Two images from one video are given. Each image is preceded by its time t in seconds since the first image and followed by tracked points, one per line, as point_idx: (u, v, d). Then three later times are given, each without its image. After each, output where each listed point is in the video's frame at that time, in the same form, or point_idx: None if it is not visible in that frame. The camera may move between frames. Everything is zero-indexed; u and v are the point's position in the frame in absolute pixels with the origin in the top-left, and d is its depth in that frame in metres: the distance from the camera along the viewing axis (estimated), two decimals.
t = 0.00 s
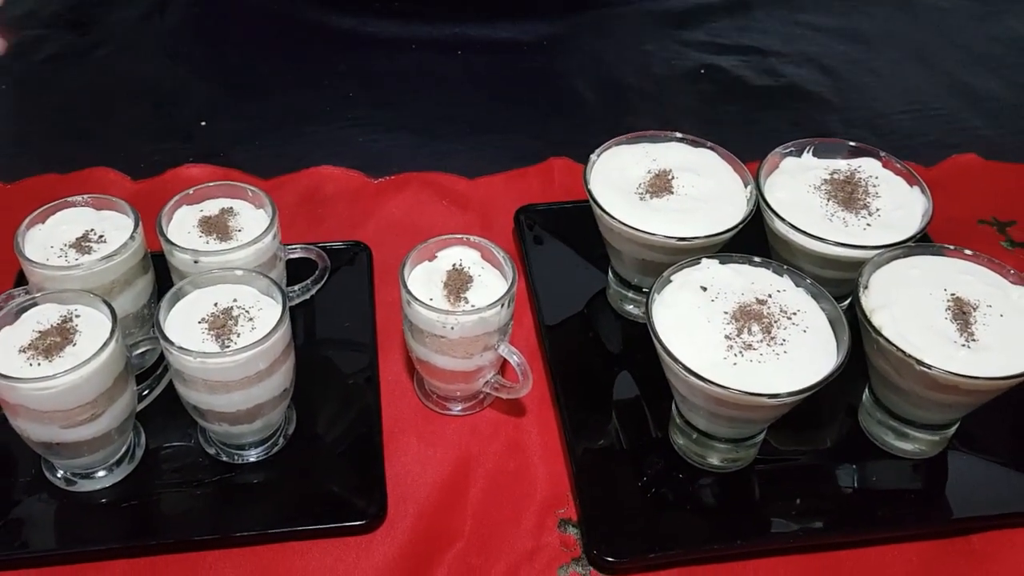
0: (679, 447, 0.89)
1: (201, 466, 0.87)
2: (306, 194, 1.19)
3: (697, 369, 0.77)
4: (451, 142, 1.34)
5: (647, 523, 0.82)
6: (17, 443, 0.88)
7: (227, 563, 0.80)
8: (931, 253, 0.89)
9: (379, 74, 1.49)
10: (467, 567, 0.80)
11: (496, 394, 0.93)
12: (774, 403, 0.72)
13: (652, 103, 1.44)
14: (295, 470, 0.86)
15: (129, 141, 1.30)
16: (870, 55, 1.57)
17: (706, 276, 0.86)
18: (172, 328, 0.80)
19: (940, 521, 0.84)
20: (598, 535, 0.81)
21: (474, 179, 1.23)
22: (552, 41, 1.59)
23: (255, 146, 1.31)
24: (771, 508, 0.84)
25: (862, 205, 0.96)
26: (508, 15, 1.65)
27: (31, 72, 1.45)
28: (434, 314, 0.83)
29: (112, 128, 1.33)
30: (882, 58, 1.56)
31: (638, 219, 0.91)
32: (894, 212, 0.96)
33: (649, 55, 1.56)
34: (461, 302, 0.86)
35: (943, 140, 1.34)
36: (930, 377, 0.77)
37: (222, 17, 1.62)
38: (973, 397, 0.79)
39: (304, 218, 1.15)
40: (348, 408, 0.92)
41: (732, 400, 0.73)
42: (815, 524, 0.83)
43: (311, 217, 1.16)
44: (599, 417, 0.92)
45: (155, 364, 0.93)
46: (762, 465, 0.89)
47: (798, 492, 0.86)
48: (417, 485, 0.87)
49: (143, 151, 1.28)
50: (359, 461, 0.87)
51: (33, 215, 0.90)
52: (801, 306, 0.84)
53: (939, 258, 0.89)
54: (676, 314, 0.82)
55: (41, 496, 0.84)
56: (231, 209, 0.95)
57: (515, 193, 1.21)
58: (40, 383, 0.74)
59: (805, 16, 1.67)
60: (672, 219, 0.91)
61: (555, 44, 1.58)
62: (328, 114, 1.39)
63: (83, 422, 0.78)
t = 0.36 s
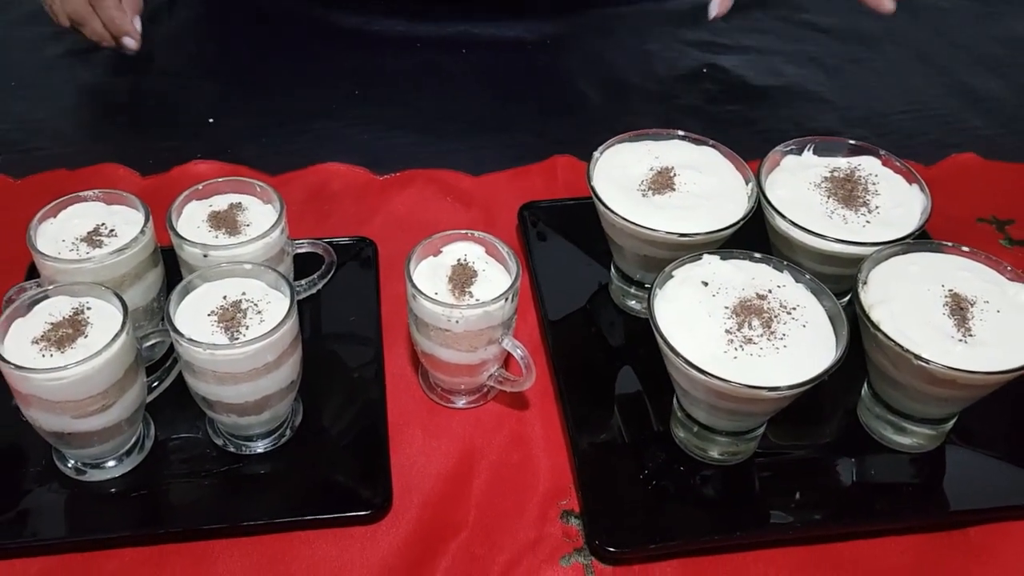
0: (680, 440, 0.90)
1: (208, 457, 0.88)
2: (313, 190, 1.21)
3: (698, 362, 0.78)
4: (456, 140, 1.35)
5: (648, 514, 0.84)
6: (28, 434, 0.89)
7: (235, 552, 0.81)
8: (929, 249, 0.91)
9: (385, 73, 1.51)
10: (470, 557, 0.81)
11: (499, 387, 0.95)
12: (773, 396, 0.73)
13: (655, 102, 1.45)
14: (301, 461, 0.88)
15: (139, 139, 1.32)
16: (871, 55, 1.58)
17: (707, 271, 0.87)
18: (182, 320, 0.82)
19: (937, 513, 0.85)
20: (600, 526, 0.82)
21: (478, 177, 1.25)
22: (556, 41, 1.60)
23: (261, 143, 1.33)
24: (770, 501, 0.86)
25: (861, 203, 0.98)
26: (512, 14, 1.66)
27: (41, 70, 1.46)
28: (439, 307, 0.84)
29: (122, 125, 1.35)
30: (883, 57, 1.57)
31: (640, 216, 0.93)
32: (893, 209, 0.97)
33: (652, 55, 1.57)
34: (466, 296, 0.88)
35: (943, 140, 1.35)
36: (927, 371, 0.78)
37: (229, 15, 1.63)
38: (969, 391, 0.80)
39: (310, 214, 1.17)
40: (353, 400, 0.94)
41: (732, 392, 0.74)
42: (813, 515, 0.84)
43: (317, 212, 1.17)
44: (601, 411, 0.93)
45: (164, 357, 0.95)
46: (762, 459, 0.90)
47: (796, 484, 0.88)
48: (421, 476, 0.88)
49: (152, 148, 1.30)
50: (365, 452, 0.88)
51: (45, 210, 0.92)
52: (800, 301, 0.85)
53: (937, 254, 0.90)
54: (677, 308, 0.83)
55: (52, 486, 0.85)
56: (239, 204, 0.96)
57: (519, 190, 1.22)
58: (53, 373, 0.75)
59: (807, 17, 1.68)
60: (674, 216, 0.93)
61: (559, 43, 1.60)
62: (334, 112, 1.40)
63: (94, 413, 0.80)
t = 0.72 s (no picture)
0: (678, 439, 0.92)
1: (213, 454, 0.90)
2: (316, 191, 1.22)
3: (696, 361, 0.79)
4: (458, 142, 1.37)
5: (646, 511, 0.85)
6: (36, 431, 0.91)
7: (239, 546, 0.83)
8: (924, 251, 0.92)
9: (388, 76, 1.52)
10: (471, 552, 0.83)
11: (500, 386, 0.96)
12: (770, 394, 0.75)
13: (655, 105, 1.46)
14: (305, 458, 0.89)
15: (145, 140, 1.33)
16: (870, 59, 1.59)
17: (706, 273, 0.89)
18: (189, 318, 0.83)
19: (932, 511, 0.86)
20: (599, 523, 0.83)
21: (480, 178, 1.26)
22: (557, 44, 1.62)
23: (265, 145, 1.34)
24: (768, 499, 0.87)
25: (858, 205, 0.99)
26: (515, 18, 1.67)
27: (47, 73, 1.48)
28: (441, 307, 0.86)
29: (130, 126, 1.36)
30: (881, 61, 1.59)
31: (640, 218, 0.94)
32: (889, 212, 0.99)
33: (652, 58, 1.59)
34: (468, 296, 0.89)
35: (940, 144, 1.37)
36: (922, 371, 0.80)
37: (234, 18, 1.65)
38: (963, 391, 0.81)
39: (313, 214, 1.18)
40: (356, 398, 0.95)
41: (729, 391, 0.76)
42: (809, 513, 0.86)
43: (321, 213, 1.19)
44: (600, 410, 0.95)
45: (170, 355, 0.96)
46: (758, 457, 0.91)
47: (793, 482, 0.89)
48: (423, 473, 0.90)
49: (157, 150, 1.31)
50: (368, 449, 0.90)
51: (53, 210, 0.93)
52: (797, 302, 0.86)
53: (932, 256, 0.92)
54: (676, 308, 0.84)
55: (59, 481, 0.86)
56: (245, 205, 0.98)
57: (520, 192, 1.23)
58: (62, 369, 0.76)
59: (806, 21, 1.69)
60: (673, 218, 0.94)
61: (560, 46, 1.61)
62: (338, 115, 1.42)
63: (102, 409, 0.81)
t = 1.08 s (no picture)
0: (676, 446, 0.92)
1: (215, 459, 0.90)
2: (319, 201, 1.23)
3: (693, 369, 0.80)
4: (460, 153, 1.38)
5: (645, 518, 0.85)
6: (40, 435, 0.92)
7: (241, 551, 0.83)
8: (920, 261, 0.93)
9: (391, 88, 1.54)
10: (471, 558, 0.83)
11: (500, 394, 0.97)
12: (766, 401, 0.76)
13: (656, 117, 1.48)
14: (306, 464, 0.90)
15: (150, 150, 1.35)
16: (869, 72, 1.61)
17: (703, 281, 0.90)
18: (192, 325, 0.84)
19: (928, 519, 0.87)
20: (598, 529, 0.84)
21: (481, 189, 1.27)
22: (558, 56, 1.64)
23: (268, 156, 1.35)
24: (765, 507, 0.87)
25: (854, 216, 1.00)
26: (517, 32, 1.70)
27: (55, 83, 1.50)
28: (441, 314, 0.87)
29: (135, 136, 1.38)
30: (880, 74, 1.60)
31: (638, 227, 0.95)
32: (886, 222, 1.00)
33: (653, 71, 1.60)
34: (468, 304, 0.90)
35: (938, 156, 1.38)
36: (917, 379, 0.80)
37: (240, 30, 1.67)
38: (959, 399, 0.82)
39: (316, 224, 1.20)
40: (357, 405, 0.96)
41: (726, 398, 0.76)
42: (806, 521, 0.86)
43: (324, 223, 1.20)
44: (599, 417, 0.95)
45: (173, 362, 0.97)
46: (756, 465, 0.92)
47: (790, 490, 0.89)
48: (423, 479, 0.90)
49: (161, 160, 1.32)
50: (368, 456, 0.90)
51: (59, 218, 0.94)
52: (794, 310, 0.87)
53: (928, 266, 0.93)
54: (673, 316, 0.85)
55: (62, 486, 0.87)
56: (248, 214, 0.99)
57: (521, 203, 1.25)
58: (67, 374, 0.77)
59: (805, 34, 1.71)
60: (671, 227, 0.95)
61: (562, 59, 1.63)
62: (341, 126, 1.43)
63: (106, 414, 0.82)
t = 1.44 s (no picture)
0: (677, 444, 0.93)
1: (218, 455, 0.91)
2: (323, 200, 1.24)
3: (694, 365, 0.81)
4: (463, 153, 1.39)
5: (646, 514, 0.86)
6: (44, 430, 0.92)
7: (244, 546, 0.84)
8: (920, 260, 0.94)
9: (394, 88, 1.54)
10: (472, 553, 0.84)
11: (502, 391, 0.97)
12: (767, 398, 0.76)
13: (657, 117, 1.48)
14: (309, 460, 0.90)
15: (155, 149, 1.35)
16: (870, 73, 1.62)
17: (705, 279, 0.90)
18: (197, 320, 0.85)
19: (928, 516, 0.87)
20: (599, 525, 0.84)
21: (484, 188, 1.28)
22: (561, 57, 1.64)
23: (272, 155, 1.36)
24: (766, 504, 0.88)
25: (855, 215, 1.01)
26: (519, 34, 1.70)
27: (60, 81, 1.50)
28: (444, 311, 0.87)
29: (139, 135, 1.38)
30: (881, 76, 1.61)
31: (640, 226, 0.96)
32: (887, 222, 1.00)
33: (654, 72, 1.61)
34: (471, 301, 0.90)
35: (939, 158, 1.38)
36: (917, 377, 0.81)
37: (244, 31, 1.68)
38: (959, 397, 0.82)
39: (319, 223, 1.20)
40: (360, 401, 0.97)
41: (727, 394, 0.77)
42: (806, 519, 0.86)
43: (327, 221, 1.20)
44: (600, 414, 0.96)
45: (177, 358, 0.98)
46: (757, 463, 0.92)
47: (791, 487, 0.90)
48: (426, 474, 0.91)
49: (166, 159, 1.33)
50: (371, 452, 0.91)
51: (65, 214, 0.95)
52: (795, 308, 0.88)
53: (928, 265, 0.93)
54: (675, 314, 0.86)
55: (66, 482, 0.88)
56: (253, 211, 1.00)
57: (524, 203, 1.25)
58: (72, 369, 0.78)
59: (806, 35, 1.72)
60: (673, 226, 0.96)
61: (563, 60, 1.64)
62: (344, 126, 1.44)
63: (111, 409, 0.82)
